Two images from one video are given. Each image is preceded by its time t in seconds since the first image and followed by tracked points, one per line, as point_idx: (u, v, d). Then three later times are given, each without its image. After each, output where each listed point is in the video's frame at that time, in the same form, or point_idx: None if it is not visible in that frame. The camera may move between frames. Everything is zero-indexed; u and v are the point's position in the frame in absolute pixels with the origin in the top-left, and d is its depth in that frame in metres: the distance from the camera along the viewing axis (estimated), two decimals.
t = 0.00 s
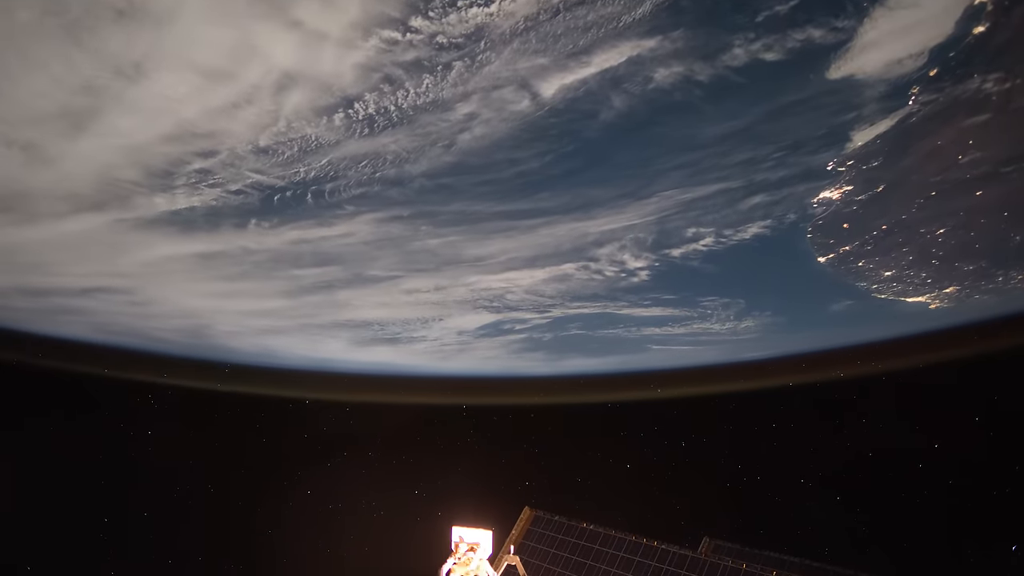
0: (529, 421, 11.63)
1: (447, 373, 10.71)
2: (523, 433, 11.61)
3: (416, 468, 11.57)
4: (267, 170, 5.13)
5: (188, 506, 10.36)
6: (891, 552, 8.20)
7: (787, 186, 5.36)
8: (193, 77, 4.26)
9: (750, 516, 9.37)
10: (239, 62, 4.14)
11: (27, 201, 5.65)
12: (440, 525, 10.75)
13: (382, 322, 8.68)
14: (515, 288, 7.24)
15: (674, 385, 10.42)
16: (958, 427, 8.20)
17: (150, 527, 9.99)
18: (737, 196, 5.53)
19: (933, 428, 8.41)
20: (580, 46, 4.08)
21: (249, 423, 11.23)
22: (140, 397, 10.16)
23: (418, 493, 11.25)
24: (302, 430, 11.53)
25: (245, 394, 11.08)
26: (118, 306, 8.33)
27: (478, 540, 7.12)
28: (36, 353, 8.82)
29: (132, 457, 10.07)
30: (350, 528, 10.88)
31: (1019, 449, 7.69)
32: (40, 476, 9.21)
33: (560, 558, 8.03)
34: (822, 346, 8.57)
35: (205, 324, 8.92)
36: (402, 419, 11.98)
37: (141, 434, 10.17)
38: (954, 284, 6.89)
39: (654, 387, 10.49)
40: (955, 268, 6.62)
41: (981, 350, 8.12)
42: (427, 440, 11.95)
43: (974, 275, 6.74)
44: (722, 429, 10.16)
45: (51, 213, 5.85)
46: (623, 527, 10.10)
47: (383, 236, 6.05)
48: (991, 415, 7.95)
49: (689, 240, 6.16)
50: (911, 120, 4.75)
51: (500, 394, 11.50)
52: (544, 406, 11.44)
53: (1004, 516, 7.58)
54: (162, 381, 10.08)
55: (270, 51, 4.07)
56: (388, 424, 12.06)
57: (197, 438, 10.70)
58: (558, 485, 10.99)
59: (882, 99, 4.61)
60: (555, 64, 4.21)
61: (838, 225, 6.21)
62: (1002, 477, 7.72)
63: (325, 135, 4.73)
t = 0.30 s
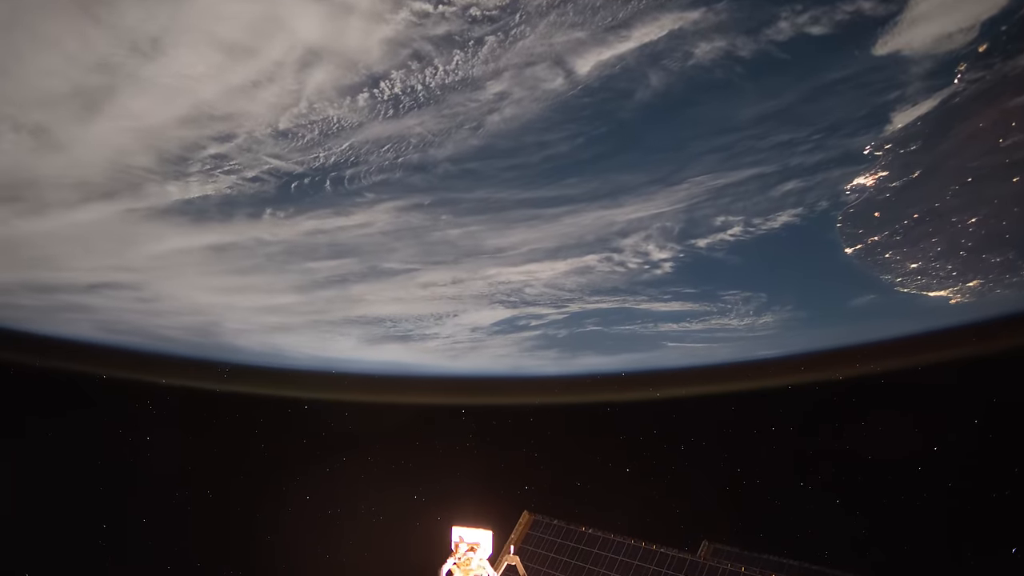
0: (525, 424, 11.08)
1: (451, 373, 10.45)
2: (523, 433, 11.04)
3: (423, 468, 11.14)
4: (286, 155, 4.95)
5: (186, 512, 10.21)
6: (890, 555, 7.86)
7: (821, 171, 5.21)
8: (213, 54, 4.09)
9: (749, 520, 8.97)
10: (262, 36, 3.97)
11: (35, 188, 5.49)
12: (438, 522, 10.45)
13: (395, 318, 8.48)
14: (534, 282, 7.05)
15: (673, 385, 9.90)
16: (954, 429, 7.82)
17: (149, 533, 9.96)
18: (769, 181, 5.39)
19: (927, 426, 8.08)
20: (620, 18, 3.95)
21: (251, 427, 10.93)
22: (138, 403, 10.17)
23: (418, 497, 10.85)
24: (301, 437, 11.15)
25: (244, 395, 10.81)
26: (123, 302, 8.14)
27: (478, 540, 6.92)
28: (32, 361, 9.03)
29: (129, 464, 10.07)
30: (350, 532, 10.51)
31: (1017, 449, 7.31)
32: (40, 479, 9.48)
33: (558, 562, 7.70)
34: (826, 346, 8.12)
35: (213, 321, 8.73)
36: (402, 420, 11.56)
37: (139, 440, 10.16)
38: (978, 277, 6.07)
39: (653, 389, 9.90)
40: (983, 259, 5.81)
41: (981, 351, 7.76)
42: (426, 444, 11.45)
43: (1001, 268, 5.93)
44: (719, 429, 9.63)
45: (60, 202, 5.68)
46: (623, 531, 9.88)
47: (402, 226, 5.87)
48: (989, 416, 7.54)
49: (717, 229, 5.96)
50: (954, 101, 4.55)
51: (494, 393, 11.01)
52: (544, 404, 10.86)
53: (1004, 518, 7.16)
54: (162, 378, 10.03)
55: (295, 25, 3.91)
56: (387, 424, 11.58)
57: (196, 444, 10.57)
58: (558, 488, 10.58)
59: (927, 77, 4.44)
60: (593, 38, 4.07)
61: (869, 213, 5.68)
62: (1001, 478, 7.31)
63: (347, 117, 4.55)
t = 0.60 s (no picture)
0: (526, 428, 10.49)
1: (455, 373, 10.20)
2: (523, 435, 10.45)
3: (431, 466, 10.71)
4: (303, 141, 4.78)
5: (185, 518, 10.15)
6: (890, 558, 7.35)
7: (855, 157, 5.06)
8: (232, 32, 3.93)
9: (749, 524, 8.37)
10: (285, 12, 3.83)
11: (42, 178, 5.33)
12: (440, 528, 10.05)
13: (406, 315, 8.30)
14: (552, 275, 6.88)
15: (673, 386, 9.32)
16: (954, 430, 7.10)
17: (147, 539, 9.94)
18: (801, 168, 5.24)
19: (933, 430, 7.28)
20: None
21: (250, 431, 10.74)
22: (137, 409, 10.08)
23: (417, 502, 10.44)
24: (302, 442, 10.85)
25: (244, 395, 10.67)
26: (128, 299, 7.99)
27: (477, 539, 7.14)
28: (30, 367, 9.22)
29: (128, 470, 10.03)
30: (350, 537, 10.32)
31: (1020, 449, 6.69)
32: (38, 484, 9.70)
33: (558, 566, 7.69)
34: (826, 347, 7.67)
35: (219, 319, 8.56)
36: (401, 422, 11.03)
37: (139, 445, 10.07)
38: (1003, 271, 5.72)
39: (653, 390, 9.33)
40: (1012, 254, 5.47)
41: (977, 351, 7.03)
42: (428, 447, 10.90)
43: None
44: (722, 435, 8.89)
45: (68, 192, 5.52)
46: (623, 535, 9.26)
47: (420, 216, 5.70)
48: (991, 419, 6.84)
49: (742, 219, 5.88)
50: (996, 81, 4.35)
51: (502, 393, 10.55)
52: (546, 403, 10.29)
53: (1003, 522, 6.66)
54: (157, 379, 9.97)
55: None
56: (387, 425, 11.09)
57: (196, 448, 10.42)
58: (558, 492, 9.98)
59: (969, 56, 4.26)
60: (629, 13, 3.93)
61: (898, 203, 5.41)
62: (1001, 480, 6.74)
63: (369, 99, 4.40)
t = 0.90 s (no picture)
0: (524, 432, 10.56)
1: (464, 373, 10.03)
2: (524, 440, 10.52)
3: (429, 469, 10.81)
4: (322, 125, 4.63)
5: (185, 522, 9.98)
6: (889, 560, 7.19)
7: (890, 141, 4.90)
8: (253, 7, 3.81)
9: (749, 526, 8.41)
10: None
11: (50, 166, 5.18)
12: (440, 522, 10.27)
13: (418, 311, 8.13)
14: (571, 268, 6.72)
15: (664, 384, 9.19)
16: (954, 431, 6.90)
17: (148, 544, 9.72)
18: (833, 154, 5.09)
19: (931, 432, 7.08)
20: None
21: (247, 434, 10.55)
22: (136, 414, 9.88)
23: (417, 505, 10.52)
24: (300, 445, 10.73)
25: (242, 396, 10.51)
26: (135, 295, 7.84)
27: (478, 539, 7.40)
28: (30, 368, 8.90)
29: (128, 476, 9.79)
30: (350, 542, 10.31)
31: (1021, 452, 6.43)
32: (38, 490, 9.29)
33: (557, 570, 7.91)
34: (832, 344, 7.61)
35: (227, 317, 8.40)
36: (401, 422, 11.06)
37: (138, 451, 9.88)
38: None
39: (651, 390, 9.30)
40: None
41: (977, 352, 6.80)
42: (427, 460, 10.90)
43: None
44: (723, 437, 8.85)
45: (77, 182, 5.37)
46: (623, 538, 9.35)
47: (439, 206, 5.54)
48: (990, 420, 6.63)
49: (768, 209, 5.75)
50: None
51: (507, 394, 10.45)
52: (549, 402, 10.28)
53: (1003, 525, 6.43)
54: (155, 377, 9.75)
55: None
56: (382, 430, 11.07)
57: (196, 453, 10.27)
58: (556, 496, 10.06)
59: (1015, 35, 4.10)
60: None
61: (929, 191, 5.25)
62: (999, 482, 6.51)
63: (393, 80, 4.27)
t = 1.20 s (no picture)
0: (520, 438, 10.59)
1: (472, 372, 9.85)
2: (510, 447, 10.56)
3: (426, 470, 10.76)
4: (342, 108, 4.48)
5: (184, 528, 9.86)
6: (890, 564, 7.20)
7: (927, 125, 4.76)
8: None
9: (749, 530, 8.34)
10: None
11: (59, 153, 5.02)
12: (438, 525, 10.05)
13: (430, 307, 7.96)
14: (590, 261, 6.55)
15: (666, 385, 9.18)
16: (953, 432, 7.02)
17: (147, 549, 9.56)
18: (867, 138, 4.93)
19: (930, 435, 7.22)
20: None
21: (244, 444, 10.56)
22: (135, 420, 9.77)
23: (417, 510, 10.34)
24: (298, 449, 10.79)
25: (240, 398, 10.47)
26: (141, 292, 7.66)
27: (477, 539, 7.39)
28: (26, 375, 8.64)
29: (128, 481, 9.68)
30: (350, 548, 10.07)
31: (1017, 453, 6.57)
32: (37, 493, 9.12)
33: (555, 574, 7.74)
34: (832, 346, 7.60)
35: (235, 314, 8.22)
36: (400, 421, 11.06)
37: (135, 457, 9.78)
38: None
39: (652, 393, 9.26)
40: None
41: (976, 353, 6.82)
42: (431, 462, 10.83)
43: None
44: (724, 441, 8.96)
45: (86, 170, 5.21)
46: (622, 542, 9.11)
47: (458, 195, 5.39)
48: (988, 421, 6.75)
49: (797, 197, 5.54)
50: None
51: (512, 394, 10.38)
52: (542, 408, 10.41)
53: (1003, 527, 6.55)
54: (157, 377, 9.57)
55: None
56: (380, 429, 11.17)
57: (195, 461, 10.20)
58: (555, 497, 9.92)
59: None
60: None
61: (959, 178, 5.06)
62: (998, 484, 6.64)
63: (419, 59, 4.13)
